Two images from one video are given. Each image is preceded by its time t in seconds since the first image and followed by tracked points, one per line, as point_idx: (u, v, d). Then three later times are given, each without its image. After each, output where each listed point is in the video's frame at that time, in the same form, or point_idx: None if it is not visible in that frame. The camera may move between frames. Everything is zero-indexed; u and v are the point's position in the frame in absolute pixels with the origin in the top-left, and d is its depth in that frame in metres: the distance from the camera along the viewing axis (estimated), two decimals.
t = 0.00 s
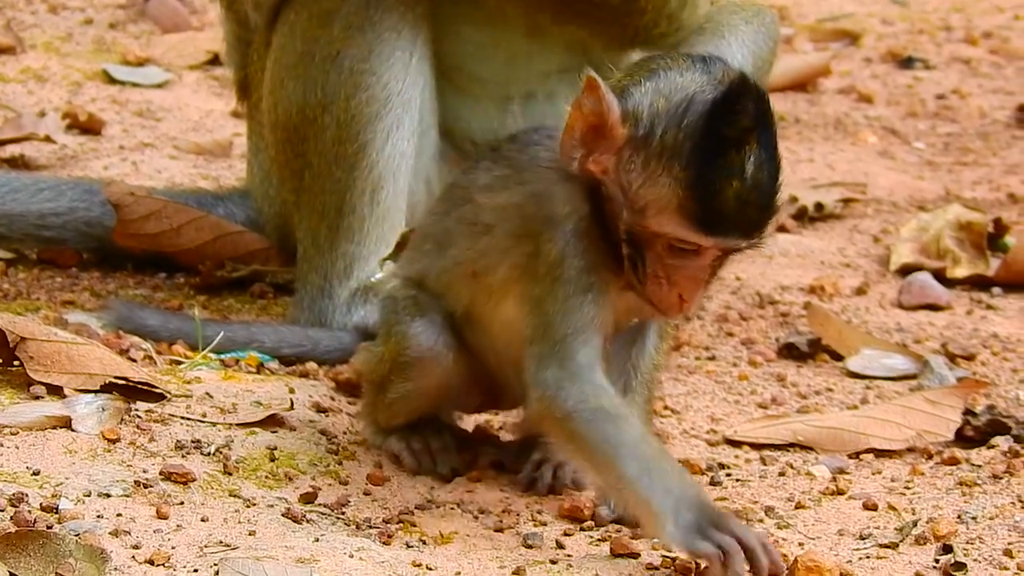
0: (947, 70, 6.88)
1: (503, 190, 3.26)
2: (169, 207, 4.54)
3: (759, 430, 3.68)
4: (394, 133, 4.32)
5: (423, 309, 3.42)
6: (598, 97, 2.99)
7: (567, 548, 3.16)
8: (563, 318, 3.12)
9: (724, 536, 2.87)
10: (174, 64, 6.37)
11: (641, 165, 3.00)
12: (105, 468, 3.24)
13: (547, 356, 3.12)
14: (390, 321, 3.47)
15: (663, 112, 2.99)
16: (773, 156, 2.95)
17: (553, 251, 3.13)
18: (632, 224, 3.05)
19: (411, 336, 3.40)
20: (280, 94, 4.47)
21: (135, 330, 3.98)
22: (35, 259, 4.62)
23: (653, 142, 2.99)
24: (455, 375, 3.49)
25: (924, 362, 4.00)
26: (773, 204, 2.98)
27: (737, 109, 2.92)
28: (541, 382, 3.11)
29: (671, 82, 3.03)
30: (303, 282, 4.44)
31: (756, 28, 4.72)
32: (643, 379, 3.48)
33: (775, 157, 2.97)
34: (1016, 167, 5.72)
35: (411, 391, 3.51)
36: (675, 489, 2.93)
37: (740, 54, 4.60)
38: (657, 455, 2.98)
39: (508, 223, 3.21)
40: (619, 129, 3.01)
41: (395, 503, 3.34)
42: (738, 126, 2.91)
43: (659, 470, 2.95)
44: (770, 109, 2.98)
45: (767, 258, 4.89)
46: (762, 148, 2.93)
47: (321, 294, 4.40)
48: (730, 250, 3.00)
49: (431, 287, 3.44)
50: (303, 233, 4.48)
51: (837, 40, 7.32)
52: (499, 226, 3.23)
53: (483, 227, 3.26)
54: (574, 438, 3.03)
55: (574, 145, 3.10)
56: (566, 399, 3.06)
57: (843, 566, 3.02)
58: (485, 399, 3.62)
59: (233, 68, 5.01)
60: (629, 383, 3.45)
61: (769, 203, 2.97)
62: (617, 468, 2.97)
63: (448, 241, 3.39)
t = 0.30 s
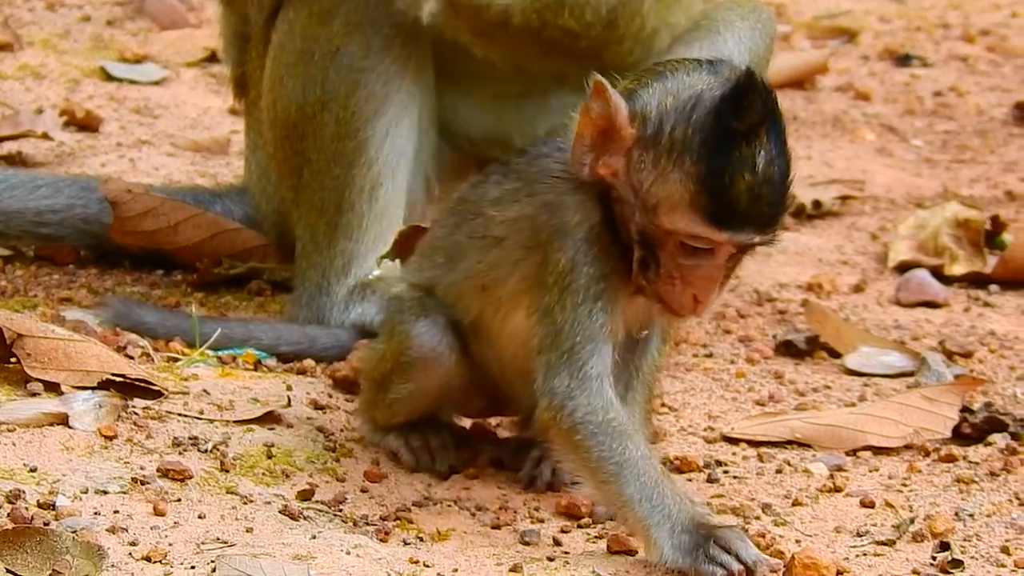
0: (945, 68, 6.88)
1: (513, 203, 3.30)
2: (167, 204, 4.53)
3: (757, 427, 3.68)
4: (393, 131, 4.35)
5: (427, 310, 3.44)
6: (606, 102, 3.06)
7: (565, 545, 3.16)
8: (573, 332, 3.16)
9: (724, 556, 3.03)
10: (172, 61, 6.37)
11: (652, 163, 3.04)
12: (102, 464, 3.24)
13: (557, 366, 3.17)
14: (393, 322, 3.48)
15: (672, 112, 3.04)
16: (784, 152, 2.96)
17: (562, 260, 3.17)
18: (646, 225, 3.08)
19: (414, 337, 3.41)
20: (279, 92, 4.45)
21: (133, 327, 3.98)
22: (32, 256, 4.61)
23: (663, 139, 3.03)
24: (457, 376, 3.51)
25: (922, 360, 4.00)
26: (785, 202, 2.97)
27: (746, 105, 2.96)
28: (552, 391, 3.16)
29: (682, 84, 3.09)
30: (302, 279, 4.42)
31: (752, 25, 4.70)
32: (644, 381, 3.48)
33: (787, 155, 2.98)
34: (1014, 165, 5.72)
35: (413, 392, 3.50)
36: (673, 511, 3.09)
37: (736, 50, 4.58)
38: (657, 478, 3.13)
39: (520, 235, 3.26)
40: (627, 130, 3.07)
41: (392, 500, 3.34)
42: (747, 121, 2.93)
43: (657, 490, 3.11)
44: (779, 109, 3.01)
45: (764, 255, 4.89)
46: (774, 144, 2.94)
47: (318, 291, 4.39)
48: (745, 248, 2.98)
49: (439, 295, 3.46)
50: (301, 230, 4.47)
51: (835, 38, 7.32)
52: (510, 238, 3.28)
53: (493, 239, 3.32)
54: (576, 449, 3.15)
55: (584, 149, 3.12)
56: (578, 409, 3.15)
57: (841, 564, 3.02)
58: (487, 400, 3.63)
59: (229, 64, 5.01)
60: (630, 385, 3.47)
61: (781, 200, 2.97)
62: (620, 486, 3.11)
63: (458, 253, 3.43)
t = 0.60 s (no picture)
0: (944, 68, 6.88)
1: (512, 199, 3.31)
2: (165, 203, 4.53)
3: (755, 426, 3.68)
4: (392, 129, 4.36)
5: (427, 309, 3.44)
6: (611, 88, 3.05)
7: (563, 544, 3.16)
8: (577, 321, 3.16)
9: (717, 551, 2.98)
10: (170, 60, 6.36)
11: (657, 149, 3.04)
12: (100, 463, 3.23)
13: (560, 357, 3.16)
14: (393, 322, 3.47)
15: (678, 97, 3.04)
16: (789, 138, 2.97)
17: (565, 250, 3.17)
18: (650, 211, 3.06)
19: (414, 335, 3.41)
20: (277, 90, 4.44)
21: (131, 326, 3.98)
22: (31, 255, 4.62)
23: (668, 124, 3.03)
24: (457, 372, 3.51)
25: (920, 359, 4.00)
26: (789, 187, 2.99)
27: (751, 89, 2.96)
28: (555, 381, 3.15)
29: (687, 71, 3.09)
30: (299, 278, 4.42)
31: (752, 25, 4.73)
32: (642, 378, 3.48)
33: (792, 141, 2.99)
34: (1013, 164, 5.72)
35: (413, 389, 3.50)
36: (674, 511, 3.09)
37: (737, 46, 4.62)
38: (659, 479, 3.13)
39: (520, 229, 3.27)
40: (632, 116, 3.06)
41: (390, 499, 3.34)
42: (754, 105, 2.93)
43: (657, 489, 3.11)
44: (783, 96, 3.02)
45: (763, 255, 4.88)
46: (778, 130, 2.95)
47: (317, 289, 4.39)
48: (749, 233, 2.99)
49: (437, 294, 3.47)
50: (299, 229, 4.47)
51: (834, 37, 7.32)
52: (510, 235, 3.29)
53: (493, 236, 3.33)
54: (577, 440, 3.13)
55: (587, 133, 3.12)
56: (582, 399, 3.14)
57: (839, 563, 3.02)
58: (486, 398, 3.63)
59: (229, 62, 5.01)
60: (628, 383, 3.47)
61: (785, 186, 2.98)
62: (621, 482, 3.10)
63: (455, 251, 3.44)
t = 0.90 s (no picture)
0: (944, 66, 6.88)
1: (501, 194, 3.27)
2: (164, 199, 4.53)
3: (754, 423, 3.68)
4: (390, 124, 4.34)
5: (426, 305, 3.43)
6: (600, 88, 3.03)
7: (561, 541, 3.15)
8: (550, 322, 3.14)
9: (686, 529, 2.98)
10: (170, 56, 6.36)
11: (648, 148, 3.02)
12: (99, 458, 3.23)
13: (528, 357, 3.14)
14: (393, 319, 3.47)
15: (668, 96, 3.02)
16: (778, 136, 2.98)
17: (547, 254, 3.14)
18: (641, 211, 3.05)
19: (415, 332, 3.41)
20: (277, 84, 4.45)
21: (130, 321, 3.98)
22: (30, 250, 4.63)
23: (658, 123, 3.01)
24: (456, 372, 3.50)
25: (919, 357, 4.00)
26: (779, 185, 3.00)
27: (739, 88, 2.98)
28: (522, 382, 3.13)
29: (675, 68, 3.07)
30: (298, 273, 4.44)
31: (750, 21, 4.66)
32: (638, 377, 3.47)
33: (781, 140, 3.00)
34: (1012, 162, 5.72)
35: (414, 385, 3.50)
36: (640, 486, 3.04)
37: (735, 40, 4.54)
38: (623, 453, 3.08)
39: (504, 225, 3.23)
40: (622, 115, 3.03)
41: (389, 495, 3.34)
42: (744, 104, 2.95)
43: (623, 468, 3.05)
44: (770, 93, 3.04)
45: (762, 252, 4.88)
46: (767, 127, 2.97)
47: (317, 286, 4.40)
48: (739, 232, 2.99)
49: (433, 290, 3.44)
50: (298, 225, 4.47)
51: (834, 35, 7.32)
52: (496, 230, 3.25)
53: (481, 232, 3.29)
54: (541, 441, 3.11)
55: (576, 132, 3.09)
56: (542, 399, 3.11)
57: (838, 560, 3.02)
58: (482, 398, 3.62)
59: (229, 58, 5.00)
60: (624, 381, 3.46)
61: (775, 184, 2.99)
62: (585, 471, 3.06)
63: (449, 248, 3.41)
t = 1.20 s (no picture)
0: (943, 62, 6.88)
1: (490, 166, 3.35)
2: (162, 193, 4.55)
3: (752, 419, 3.67)
4: (381, 116, 4.36)
5: (418, 300, 3.45)
6: (603, 82, 3.02)
7: (559, 536, 3.15)
8: (512, 267, 3.21)
9: (621, 422, 3.08)
10: (168, 52, 6.36)
11: (648, 148, 3.00)
12: (96, 454, 3.23)
13: (489, 285, 3.25)
14: (387, 314, 3.50)
15: (672, 97, 3.01)
16: (779, 148, 2.99)
17: (520, 225, 3.20)
18: (636, 209, 3.02)
19: (408, 326, 3.43)
20: (267, 81, 4.46)
21: (128, 317, 3.98)
22: (28, 246, 4.63)
23: (661, 124, 2.99)
24: (452, 369, 3.49)
25: (917, 353, 4.00)
26: (772, 199, 3.01)
27: (746, 96, 2.97)
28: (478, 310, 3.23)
29: (680, 73, 3.07)
30: (296, 270, 4.42)
31: (748, 16, 4.59)
32: (632, 374, 3.46)
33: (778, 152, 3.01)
34: (1011, 158, 5.72)
35: (410, 380, 3.51)
36: (579, 383, 3.13)
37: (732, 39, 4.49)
38: (562, 352, 3.17)
39: (485, 196, 3.30)
40: (625, 112, 3.02)
41: (386, 490, 3.34)
42: (748, 112, 2.94)
43: (564, 369, 3.15)
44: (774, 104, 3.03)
45: (761, 248, 4.88)
46: (769, 138, 2.97)
47: (313, 282, 4.38)
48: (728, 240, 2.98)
49: (424, 284, 3.46)
50: (293, 222, 4.46)
51: (833, 31, 7.31)
52: (476, 200, 3.32)
53: (463, 201, 3.37)
54: (494, 359, 3.22)
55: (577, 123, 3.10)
56: (487, 319, 3.21)
57: (836, 555, 3.01)
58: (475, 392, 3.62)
59: (223, 58, 4.99)
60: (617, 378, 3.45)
61: (771, 194, 3.00)
62: (534, 377, 3.18)
63: (436, 240, 3.44)
